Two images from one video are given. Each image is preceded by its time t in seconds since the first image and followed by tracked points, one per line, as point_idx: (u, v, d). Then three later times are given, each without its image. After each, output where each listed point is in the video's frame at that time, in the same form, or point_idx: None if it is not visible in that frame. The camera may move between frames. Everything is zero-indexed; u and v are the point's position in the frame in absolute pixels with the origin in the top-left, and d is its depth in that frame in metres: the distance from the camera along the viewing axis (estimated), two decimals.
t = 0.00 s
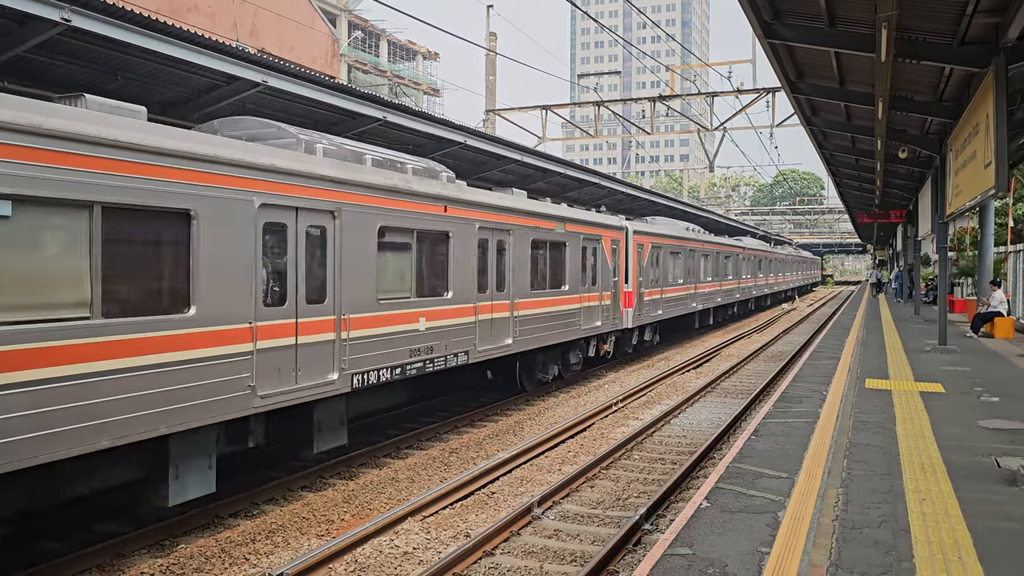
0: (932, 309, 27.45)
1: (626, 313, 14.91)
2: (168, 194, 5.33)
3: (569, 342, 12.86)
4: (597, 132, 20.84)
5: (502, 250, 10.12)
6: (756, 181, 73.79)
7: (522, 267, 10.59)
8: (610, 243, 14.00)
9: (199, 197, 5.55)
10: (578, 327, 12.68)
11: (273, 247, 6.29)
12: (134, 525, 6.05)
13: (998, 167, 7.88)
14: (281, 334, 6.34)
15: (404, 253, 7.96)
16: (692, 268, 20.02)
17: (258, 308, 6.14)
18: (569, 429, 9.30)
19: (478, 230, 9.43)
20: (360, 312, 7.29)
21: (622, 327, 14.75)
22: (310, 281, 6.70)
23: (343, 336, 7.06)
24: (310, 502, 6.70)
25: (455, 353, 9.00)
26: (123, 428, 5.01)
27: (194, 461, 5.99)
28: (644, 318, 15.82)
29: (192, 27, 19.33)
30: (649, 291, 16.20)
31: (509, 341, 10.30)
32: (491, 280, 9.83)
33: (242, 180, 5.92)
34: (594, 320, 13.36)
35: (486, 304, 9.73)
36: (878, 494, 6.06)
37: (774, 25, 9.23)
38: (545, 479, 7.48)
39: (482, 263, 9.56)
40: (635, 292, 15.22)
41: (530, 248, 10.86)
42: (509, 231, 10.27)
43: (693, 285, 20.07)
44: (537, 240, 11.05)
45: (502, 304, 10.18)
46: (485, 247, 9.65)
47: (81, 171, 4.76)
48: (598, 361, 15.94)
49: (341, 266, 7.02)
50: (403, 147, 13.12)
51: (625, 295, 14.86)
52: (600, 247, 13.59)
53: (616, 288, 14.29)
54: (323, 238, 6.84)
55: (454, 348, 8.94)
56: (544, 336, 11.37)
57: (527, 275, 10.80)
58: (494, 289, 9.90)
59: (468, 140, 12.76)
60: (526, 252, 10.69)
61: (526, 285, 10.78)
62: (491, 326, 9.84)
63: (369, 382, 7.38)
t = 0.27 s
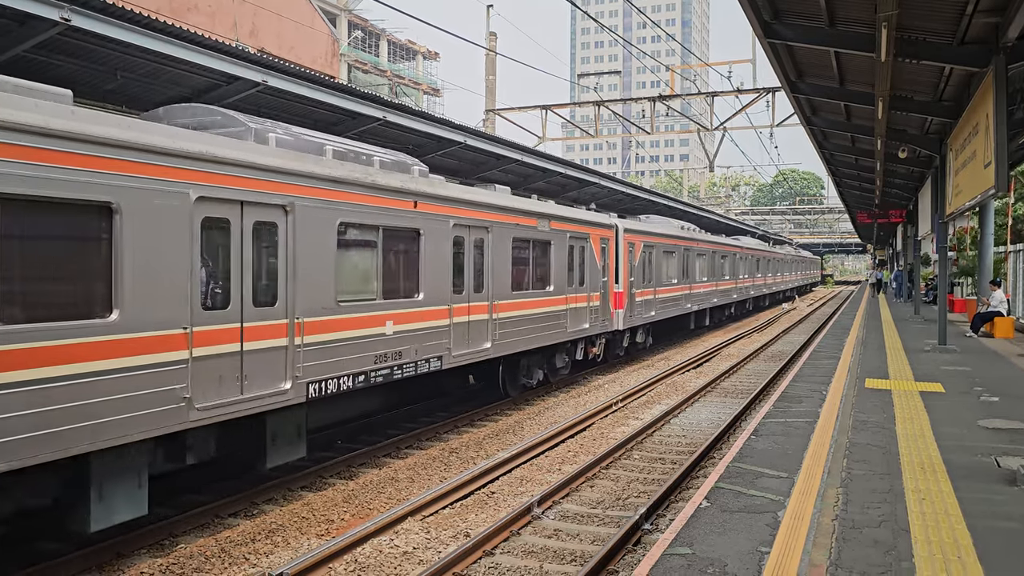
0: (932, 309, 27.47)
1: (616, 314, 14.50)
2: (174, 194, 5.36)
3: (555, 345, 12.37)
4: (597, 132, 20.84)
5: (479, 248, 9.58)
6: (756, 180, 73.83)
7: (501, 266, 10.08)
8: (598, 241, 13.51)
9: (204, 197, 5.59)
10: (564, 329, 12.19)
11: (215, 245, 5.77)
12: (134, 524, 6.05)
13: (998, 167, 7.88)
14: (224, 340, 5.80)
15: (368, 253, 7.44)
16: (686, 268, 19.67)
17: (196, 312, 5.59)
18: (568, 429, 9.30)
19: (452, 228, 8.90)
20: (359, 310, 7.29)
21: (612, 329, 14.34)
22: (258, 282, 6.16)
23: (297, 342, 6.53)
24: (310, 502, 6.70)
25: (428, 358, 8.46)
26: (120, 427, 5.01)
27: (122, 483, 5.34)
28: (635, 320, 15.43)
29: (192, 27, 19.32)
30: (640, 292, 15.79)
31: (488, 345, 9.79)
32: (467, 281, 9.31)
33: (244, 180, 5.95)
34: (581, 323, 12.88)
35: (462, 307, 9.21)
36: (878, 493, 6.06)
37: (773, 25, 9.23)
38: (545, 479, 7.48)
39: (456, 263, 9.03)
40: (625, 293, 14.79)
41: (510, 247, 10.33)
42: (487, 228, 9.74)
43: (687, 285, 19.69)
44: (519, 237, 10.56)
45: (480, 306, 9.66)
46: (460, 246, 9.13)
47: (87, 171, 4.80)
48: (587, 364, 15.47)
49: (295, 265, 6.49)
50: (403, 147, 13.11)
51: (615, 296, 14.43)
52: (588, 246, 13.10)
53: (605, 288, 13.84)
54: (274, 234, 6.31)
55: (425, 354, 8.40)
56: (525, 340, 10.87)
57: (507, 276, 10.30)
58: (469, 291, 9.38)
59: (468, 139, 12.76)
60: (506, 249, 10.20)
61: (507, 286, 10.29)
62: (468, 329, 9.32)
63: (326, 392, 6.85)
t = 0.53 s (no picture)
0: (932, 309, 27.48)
1: (606, 316, 14.03)
2: (174, 194, 5.39)
3: (540, 349, 11.87)
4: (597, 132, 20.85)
5: (454, 247, 9.08)
6: (756, 180, 73.86)
7: (478, 266, 9.58)
8: (586, 241, 13.02)
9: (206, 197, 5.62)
10: (549, 331, 11.69)
11: (146, 244, 5.25)
12: (134, 524, 6.05)
13: (998, 167, 7.88)
14: (159, 347, 5.28)
15: (328, 252, 6.94)
16: (681, 268, 19.23)
17: (125, 317, 5.05)
18: (568, 429, 9.30)
19: (425, 226, 8.38)
20: (356, 310, 7.30)
21: (602, 331, 13.89)
22: (198, 284, 5.63)
23: (246, 349, 6.01)
24: (310, 502, 6.70)
25: (398, 364, 7.94)
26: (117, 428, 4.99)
27: (38, 503, 4.85)
28: (626, 321, 14.97)
29: (192, 27, 19.31)
30: (632, 292, 15.33)
31: (465, 350, 9.29)
32: (441, 282, 8.80)
33: (244, 180, 5.95)
34: (568, 325, 12.39)
35: (436, 310, 8.69)
36: (877, 493, 6.06)
37: (773, 25, 9.23)
38: (545, 479, 7.48)
39: (429, 263, 8.52)
40: (615, 293, 14.33)
41: (489, 246, 9.83)
42: (464, 226, 9.25)
43: (682, 285, 19.24)
44: (499, 236, 10.07)
45: (457, 308, 9.16)
46: (434, 245, 8.62)
47: (88, 171, 4.80)
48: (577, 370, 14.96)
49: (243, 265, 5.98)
50: (403, 147, 13.11)
51: (604, 297, 13.96)
52: (575, 245, 12.59)
53: (593, 289, 13.34)
54: (220, 232, 5.80)
55: (395, 360, 7.89)
56: (506, 344, 10.35)
57: (486, 276, 9.80)
58: (444, 292, 8.86)
59: (468, 139, 12.76)
60: (485, 249, 9.70)
61: (486, 287, 9.79)
62: (443, 333, 8.82)
63: (280, 403, 6.34)
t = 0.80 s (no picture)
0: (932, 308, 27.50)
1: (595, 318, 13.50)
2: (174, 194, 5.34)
3: (524, 352, 11.35)
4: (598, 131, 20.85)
5: (429, 246, 8.52)
6: (756, 180, 73.91)
7: (455, 266, 9.02)
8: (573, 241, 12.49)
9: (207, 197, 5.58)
10: (533, 334, 11.16)
11: (68, 239, 4.71)
12: (135, 523, 6.05)
13: (998, 167, 7.88)
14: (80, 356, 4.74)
15: (285, 251, 6.43)
16: (675, 269, 18.79)
17: (37, 323, 4.51)
18: (568, 428, 9.31)
19: (395, 223, 7.83)
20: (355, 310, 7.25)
21: (591, 334, 13.37)
22: (128, 286, 5.08)
23: (185, 357, 5.46)
24: (310, 502, 6.70)
25: (364, 371, 7.39)
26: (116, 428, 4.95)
27: None
28: (617, 323, 14.49)
29: (192, 27, 19.32)
30: (623, 294, 14.85)
31: (441, 355, 8.74)
32: (414, 284, 8.25)
33: (245, 180, 5.91)
34: (554, 328, 11.87)
35: (408, 313, 8.13)
36: (877, 493, 6.07)
37: (773, 25, 9.23)
38: (545, 479, 7.48)
39: (400, 263, 7.96)
40: (604, 295, 13.80)
41: (467, 245, 9.27)
42: (440, 223, 8.69)
43: (676, 287, 18.78)
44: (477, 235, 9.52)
45: (432, 311, 8.61)
46: (406, 244, 8.06)
47: (88, 171, 4.75)
48: (567, 373, 14.45)
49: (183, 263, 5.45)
50: (403, 147, 13.12)
51: (593, 298, 13.44)
52: (562, 244, 12.05)
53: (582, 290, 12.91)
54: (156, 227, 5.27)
55: (361, 367, 7.33)
56: (480, 349, 9.68)
57: (465, 277, 9.25)
58: (417, 294, 8.31)
59: (468, 139, 12.76)
60: (463, 249, 9.17)
61: (463, 288, 9.24)
62: (415, 338, 8.26)
63: (226, 415, 5.81)
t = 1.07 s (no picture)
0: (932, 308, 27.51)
1: (585, 320, 12.97)
2: (177, 194, 5.32)
3: (509, 356, 10.79)
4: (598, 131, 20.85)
5: (403, 244, 7.92)
6: (756, 180, 73.94)
7: (433, 266, 8.41)
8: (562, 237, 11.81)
9: (210, 197, 5.57)
10: (519, 337, 10.58)
11: (75, 242, 4.67)
12: (134, 523, 6.05)
13: (997, 167, 7.88)
14: None
15: (237, 249, 5.91)
16: (670, 268, 18.28)
17: None
18: (568, 428, 9.31)
19: (364, 220, 7.24)
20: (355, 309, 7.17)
21: (580, 336, 12.83)
22: (49, 287, 4.54)
23: (118, 365, 4.91)
24: (310, 501, 6.71)
25: (328, 379, 6.79)
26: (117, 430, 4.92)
27: None
28: (608, 325, 13.99)
29: (192, 27, 19.33)
30: (614, 294, 14.33)
31: (417, 360, 8.14)
32: (386, 284, 7.67)
33: (247, 180, 5.89)
34: (542, 330, 11.29)
35: (379, 315, 7.54)
36: (877, 493, 6.07)
37: (773, 25, 9.23)
38: (545, 478, 7.48)
39: (370, 262, 7.38)
40: (595, 295, 13.26)
41: (446, 243, 8.65)
42: (415, 220, 8.09)
43: (671, 287, 18.27)
44: (456, 232, 8.87)
45: (407, 313, 8.02)
46: (377, 242, 7.47)
47: (90, 170, 4.71)
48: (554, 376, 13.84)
49: (114, 263, 4.90)
50: (403, 146, 13.12)
51: (583, 299, 12.90)
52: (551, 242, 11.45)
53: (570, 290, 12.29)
54: (83, 223, 4.71)
55: (325, 374, 6.74)
56: (478, 349, 9.46)
57: (443, 277, 8.65)
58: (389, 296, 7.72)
59: (468, 139, 12.76)
60: (440, 247, 8.53)
61: (442, 289, 8.63)
62: (387, 343, 7.66)
63: (167, 429, 5.28)
